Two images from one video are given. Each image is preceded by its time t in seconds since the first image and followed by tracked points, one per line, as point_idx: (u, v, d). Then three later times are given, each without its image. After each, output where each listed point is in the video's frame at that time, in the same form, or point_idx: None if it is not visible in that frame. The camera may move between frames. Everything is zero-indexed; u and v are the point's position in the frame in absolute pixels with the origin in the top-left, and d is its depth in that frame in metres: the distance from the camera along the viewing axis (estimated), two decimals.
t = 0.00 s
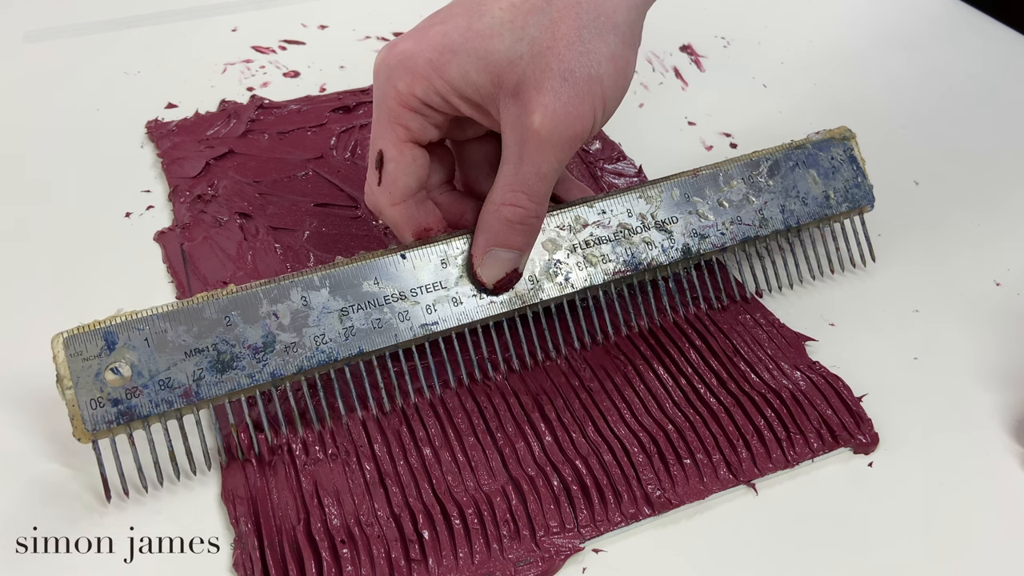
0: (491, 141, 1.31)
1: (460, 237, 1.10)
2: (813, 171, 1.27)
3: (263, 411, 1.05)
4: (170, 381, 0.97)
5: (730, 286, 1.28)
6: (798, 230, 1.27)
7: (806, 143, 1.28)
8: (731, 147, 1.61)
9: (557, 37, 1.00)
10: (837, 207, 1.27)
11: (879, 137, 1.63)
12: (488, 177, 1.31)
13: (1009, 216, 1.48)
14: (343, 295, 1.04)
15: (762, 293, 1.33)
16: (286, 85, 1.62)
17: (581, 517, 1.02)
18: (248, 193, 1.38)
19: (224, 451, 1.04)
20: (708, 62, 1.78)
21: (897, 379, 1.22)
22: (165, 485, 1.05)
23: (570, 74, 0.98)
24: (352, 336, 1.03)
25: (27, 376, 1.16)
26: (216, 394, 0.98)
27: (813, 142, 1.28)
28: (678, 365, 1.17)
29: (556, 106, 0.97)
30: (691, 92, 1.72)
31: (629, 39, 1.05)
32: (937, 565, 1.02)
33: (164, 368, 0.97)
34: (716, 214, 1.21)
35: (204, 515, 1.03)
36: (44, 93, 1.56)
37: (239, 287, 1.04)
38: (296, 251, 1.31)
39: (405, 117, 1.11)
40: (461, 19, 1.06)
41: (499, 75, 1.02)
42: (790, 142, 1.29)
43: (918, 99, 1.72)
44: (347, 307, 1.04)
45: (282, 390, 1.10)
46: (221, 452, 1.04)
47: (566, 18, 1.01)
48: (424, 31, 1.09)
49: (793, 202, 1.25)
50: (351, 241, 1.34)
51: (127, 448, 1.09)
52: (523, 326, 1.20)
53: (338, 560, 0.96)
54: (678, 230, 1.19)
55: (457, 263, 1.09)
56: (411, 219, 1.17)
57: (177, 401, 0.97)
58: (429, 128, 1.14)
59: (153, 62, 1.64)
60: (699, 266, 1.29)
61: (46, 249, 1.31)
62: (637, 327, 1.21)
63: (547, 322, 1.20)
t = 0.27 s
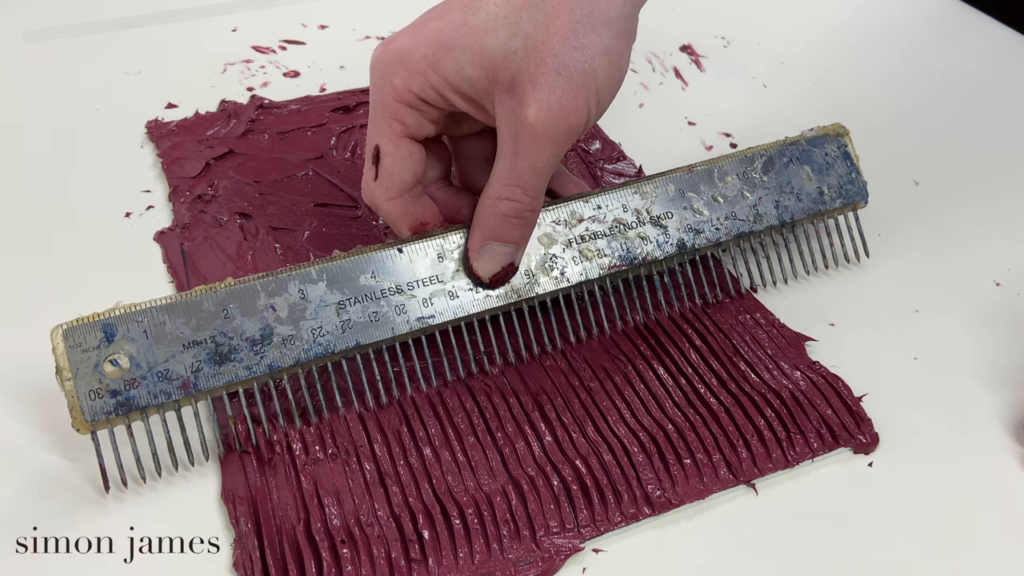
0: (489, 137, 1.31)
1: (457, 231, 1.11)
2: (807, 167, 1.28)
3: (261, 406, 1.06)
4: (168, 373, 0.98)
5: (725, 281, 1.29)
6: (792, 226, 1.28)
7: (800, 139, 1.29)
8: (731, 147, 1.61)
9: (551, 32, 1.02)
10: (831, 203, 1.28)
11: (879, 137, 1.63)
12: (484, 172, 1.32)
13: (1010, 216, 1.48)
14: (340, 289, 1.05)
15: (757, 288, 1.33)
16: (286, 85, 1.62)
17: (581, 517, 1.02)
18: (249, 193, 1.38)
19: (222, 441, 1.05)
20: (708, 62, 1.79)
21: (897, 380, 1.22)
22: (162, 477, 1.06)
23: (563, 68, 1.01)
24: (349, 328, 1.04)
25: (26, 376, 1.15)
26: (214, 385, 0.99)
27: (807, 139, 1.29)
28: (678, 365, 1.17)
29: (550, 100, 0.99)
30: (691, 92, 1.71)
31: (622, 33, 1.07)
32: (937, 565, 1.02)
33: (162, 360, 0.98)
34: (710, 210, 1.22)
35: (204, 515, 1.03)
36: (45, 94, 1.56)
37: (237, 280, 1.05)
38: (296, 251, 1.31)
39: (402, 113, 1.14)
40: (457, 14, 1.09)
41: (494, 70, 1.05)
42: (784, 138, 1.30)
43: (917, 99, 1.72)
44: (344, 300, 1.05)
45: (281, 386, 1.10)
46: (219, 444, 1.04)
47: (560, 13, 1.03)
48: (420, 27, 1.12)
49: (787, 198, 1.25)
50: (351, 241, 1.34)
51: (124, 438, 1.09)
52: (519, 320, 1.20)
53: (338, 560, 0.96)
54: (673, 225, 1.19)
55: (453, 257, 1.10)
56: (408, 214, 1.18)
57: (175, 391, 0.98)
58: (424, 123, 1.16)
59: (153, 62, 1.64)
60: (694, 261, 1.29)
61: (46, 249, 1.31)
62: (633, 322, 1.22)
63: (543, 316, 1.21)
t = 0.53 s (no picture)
0: (485, 132, 1.33)
1: (452, 224, 1.12)
2: (800, 162, 1.29)
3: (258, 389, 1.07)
4: (167, 361, 0.99)
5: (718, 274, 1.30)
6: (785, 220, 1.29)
7: (793, 134, 1.31)
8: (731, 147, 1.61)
9: (543, 26, 1.03)
10: (823, 197, 1.29)
11: (879, 137, 1.63)
12: (480, 165, 1.35)
13: (1010, 216, 1.48)
14: (336, 279, 1.06)
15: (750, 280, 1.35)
16: (287, 85, 1.62)
17: (581, 517, 1.02)
18: (249, 193, 1.38)
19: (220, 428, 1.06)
20: (708, 62, 1.79)
21: (896, 380, 1.22)
22: (160, 464, 1.07)
23: (556, 62, 1.01)
24: (346, 319, 1.05)
25: (26, 375, 1.15)
26: (212, 373, 1.00)
27: (799, 134, 1.31)
28: (678, 365, 1.17)
29: (542, 93, 0.99)
30: (691, 92, 1.71)
31: (614, 28, 1.08)
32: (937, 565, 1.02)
33: (161, 348, 0.99)
34: (704, 203, 1.23)
35: (203, 516, 1.03)
36: (45, 94, 1.56)
37: (236, 271, 1.06)
38: (297, 251, 1.30)
39: (396, 106, 1.14)
40: (451, 10, 1.10)
41: (487, 63, 1.05)
42: (777, 133, 1.31)
43: (917, 99, 1.72)
44: (341, 291, 1.06)
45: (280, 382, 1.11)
46: (218, 429, 1.05)
47: (552, 8, 1.04)
48: (414, 22, 1.12)
49: (780, 192, 1.27)
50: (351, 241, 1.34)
51: (123, 424, 1.10)
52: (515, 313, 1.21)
53: (338, 560, 0.96)
54: (667, 219, 1.21)
55: (448, 249, 1.11)
56: (404, 207, 1.19)
57: (174, 379, 0.99)
58: (419, 117, 1.17)
59: (153, 62, 1.64)
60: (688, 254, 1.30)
61: (46, 249, 1.31)
62: (628, 314, 1.23)
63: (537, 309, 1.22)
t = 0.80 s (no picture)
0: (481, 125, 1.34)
1: (447, 216, 1.13)
2: (792, 153, 1.30)
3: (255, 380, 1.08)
4: (165, 352, 0.99)
5: (712, 266, 1.31)
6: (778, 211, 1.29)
7: (785, 126, 1.31)
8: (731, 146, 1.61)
9: (536, 18, 1.05)
10: (815, 188, 1.30)
11: (880, 137, 1.63)
12: (475, 158, 1.34)
13: (1010, 216, 1.48)
14: (333, 271, 1.06)
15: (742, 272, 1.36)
16: (286, 85, 1.62)
17: (581, 517, 1.02)
18: (249, 193, 1.38)
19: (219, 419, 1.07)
20: (708, 62, 1.79)
21: (896, 380, 1.21)
22: (160, 453, 1.07)
23: (549, 53, 1.03)
24: (343, 310, 1.05)
25: (25, 375, 1.15)
26: (211, 364, 1.01)
27: (792, 126, 1.31)
28: (678, 365, 1.17)
29: (535, 84, 1.01)
30: (691, 92, 1.71)
31: (606, 21, 1.10)
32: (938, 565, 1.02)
33: (160, 339, 1.00)
34: (697, 195, 1.23)
35: (204, 516, 1.03)
36: (45, 94, 1.56)
37: (234, 262, 1.07)
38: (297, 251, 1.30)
39: (392, 98, 1.16)
40: (445, 4, 1.12)
41: (481, 55, 1.07)
42: (770, 125, 1.32)
43: (917, 99, 1.72)
44: (338, 282, 1.06)
45: (279, 379, 1.11)
46: (216, 421, 1.06)
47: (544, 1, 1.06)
48: (410, 16, 1.15)
49: (773, 183, 1.27)
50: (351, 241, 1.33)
51: (123, 414, 1.11)
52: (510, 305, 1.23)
53: (338, 560, 0.96)
54: (660, 210, 1.21)
55: (445, 240, 1.12)
56: (399, 198, 1.19)
57: (172, 370, 1.00)
58: (415, 109, 1.19)
59: (153, 62, 1.64)
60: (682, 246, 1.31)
61: (45, 249, 1.31)
62: (621, 305, 1.24)
63: (533, 301, 1.23)
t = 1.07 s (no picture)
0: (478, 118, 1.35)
1: (445, 209, 1.13)
2: (788, 148, 1.30)
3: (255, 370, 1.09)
4: (166, 341, 1.01)
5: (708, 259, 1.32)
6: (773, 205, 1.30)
7: (781, 121, 1.31)
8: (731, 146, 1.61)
9: (532, 11, 1.05)
10: (811, 183, 1.30)
11: (880, 137, 1.63)
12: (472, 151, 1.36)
13: (1010, 216, 1.48)
14: (332, 263, 1.08)
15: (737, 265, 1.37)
16: (287, 85, 1.62)
17: (581, 517, 1.02)
18: (249, 193, 1.38)
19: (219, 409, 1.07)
20: (708, 62, 1.79)
21: (896, 380, 1.21)
22: (160, 441, 1.09)
23: (545, 46, 1.02)
24: (341, 301, 1.07)
25: (25, 375, 1.15)
26: (210, 353, 1.02)
27: (787, 121, 1.31)
28: (678, 365, 1.17)
29: (531, 77, 1.01)
30: (691, 92, 1.71)
31: (603, 14, 1.10)
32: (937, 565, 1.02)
33: (160, 329, 1.01)
34: (692, 188, 1.24)
35: (203, 516, 1.02)
36: (45, 94, 1.56)
37: (233, 253, 1.08)
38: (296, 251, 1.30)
39: (389, 92, 1.17)
40: None
41: (477, 49, 1.07)
42: (765, 120, 1.32)
43: (917, 99, 1.72)
44: (336, 274, 1.07)
45: (278, 377, 1.11)
46: (215, 409, 1.07)
47: None
48: (408, 11, 1.16)
49: (768, 177, 1.27)
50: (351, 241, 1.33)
51: (123, 402, 1.13)
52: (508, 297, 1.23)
53: (338, 560, 0.96)
54: (656, 203, 1.22)
55: (442, 233, 1.12)
56: (398, 190, 1.21)
57: (173, 359, 1.01)
58: (412, 103, 1.20)
59: (153, 62, 1.64)
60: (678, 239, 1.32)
61: (45, 248, 1.31)
62: (617, 298, 1.25)
63: (530, 293, 1.23)
